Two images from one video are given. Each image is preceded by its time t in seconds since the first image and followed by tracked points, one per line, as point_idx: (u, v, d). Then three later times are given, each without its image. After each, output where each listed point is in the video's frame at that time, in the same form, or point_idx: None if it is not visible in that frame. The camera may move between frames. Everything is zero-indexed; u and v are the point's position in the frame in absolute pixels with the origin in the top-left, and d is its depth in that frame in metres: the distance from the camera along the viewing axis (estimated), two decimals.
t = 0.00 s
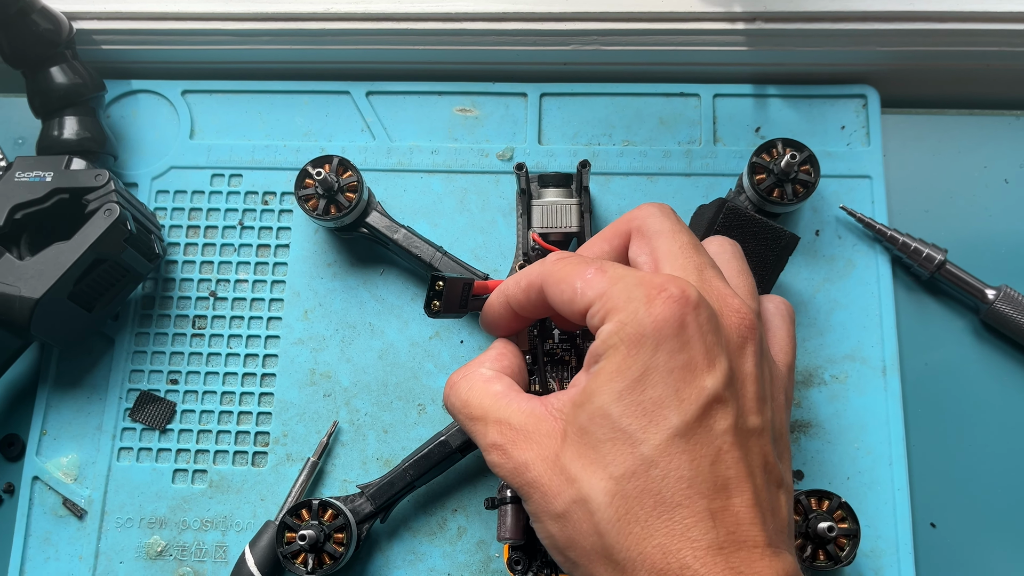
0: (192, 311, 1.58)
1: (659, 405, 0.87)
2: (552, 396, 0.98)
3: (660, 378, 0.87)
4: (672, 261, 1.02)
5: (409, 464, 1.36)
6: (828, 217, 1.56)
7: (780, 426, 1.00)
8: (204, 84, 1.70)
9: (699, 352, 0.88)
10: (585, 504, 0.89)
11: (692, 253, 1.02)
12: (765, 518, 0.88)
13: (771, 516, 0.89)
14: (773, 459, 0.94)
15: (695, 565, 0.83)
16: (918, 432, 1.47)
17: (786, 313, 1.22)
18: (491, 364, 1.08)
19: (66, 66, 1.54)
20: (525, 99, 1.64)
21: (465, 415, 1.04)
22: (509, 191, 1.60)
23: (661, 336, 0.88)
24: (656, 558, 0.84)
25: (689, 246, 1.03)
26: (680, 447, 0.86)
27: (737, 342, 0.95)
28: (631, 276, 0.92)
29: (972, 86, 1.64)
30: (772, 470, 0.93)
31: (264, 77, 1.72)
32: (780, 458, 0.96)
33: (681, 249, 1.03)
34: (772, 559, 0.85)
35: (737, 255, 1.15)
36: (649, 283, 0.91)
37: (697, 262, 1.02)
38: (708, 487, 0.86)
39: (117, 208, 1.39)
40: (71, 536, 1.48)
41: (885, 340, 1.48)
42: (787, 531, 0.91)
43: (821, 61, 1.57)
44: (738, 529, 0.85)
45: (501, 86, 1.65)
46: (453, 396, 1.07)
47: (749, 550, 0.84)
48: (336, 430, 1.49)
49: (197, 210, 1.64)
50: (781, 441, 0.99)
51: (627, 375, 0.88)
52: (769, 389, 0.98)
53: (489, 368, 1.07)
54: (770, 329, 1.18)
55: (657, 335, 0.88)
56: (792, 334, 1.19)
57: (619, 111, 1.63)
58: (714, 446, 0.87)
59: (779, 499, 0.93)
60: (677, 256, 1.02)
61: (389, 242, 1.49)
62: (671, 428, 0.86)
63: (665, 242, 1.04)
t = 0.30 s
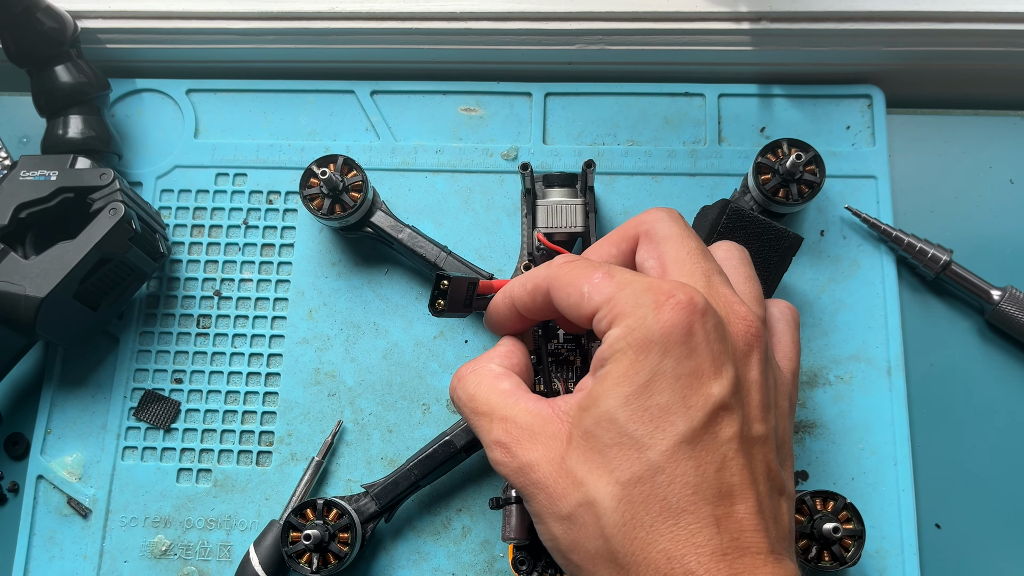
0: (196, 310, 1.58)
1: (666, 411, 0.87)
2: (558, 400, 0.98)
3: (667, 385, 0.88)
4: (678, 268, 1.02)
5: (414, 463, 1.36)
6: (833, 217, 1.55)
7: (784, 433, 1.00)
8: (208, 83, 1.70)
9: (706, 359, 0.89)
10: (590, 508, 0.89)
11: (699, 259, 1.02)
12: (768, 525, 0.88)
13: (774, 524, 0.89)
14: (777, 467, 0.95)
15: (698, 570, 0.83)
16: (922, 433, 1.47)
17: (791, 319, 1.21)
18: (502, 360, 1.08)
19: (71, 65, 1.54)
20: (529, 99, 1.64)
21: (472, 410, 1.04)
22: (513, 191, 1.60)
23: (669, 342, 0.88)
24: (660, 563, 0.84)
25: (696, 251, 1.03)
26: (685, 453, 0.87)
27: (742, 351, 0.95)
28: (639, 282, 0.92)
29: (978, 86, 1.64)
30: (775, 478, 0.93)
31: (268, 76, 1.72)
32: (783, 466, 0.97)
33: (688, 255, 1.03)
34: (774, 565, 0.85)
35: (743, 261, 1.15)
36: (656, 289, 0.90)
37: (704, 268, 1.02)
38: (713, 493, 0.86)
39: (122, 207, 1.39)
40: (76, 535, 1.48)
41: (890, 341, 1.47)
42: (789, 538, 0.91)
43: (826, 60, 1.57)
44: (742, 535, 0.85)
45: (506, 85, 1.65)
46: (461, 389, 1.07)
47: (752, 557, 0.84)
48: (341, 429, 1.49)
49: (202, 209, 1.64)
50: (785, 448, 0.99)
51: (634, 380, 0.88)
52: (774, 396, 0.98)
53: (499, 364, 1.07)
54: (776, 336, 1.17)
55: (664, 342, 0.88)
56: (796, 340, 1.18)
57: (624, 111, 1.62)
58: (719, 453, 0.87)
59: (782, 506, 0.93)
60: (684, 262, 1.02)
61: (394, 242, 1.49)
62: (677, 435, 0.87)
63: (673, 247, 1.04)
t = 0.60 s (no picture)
0: (198, 307, 1.59)
1: (668, 418, 0.88)
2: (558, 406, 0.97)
3: (668, 391, 0.88)
4: (678, 269, 1.01)
5: (415, 460, 1.36)
6: (834, 215, 1.55)
7: (787, 433, 1.00)
8: (210, 80, 1.70)
9: (707, 364, 0.89)
10: (594, 515, 0.89)
11: (698, 260, 1.02)
12: (771, 527, 0.89)
13: (777, 525, 0.90)
14: (779, 467, 0.95)
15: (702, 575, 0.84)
16: (923, 430, 1.47)
17: (792, 316, 1.21)
18: (502, 364, 1.09)
19: (73, 61, 1.54)
20: (530, 96, 1.64)
21: (472, 414, 1.04)
22: (514, 187, 1.60)
23: (669, 348, 0.88)
24: (664, 569, 0.85)
25: (695, 253, 1.03)
26: (687, 459, 0.88)
27: (743, 353, 0.95)
28: (640, 284, 0.92)
29: (979, 84, 1.64)
30: (777, 479, 0.93)
31: (270, 74, 1.72)
32: (785, 466, 0.97)
33: (687, 256, 1.02)
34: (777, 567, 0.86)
35: (743, 259, 1.14)
36: (657, 293, 0.90)
37: (703, 270, 1.01)
38: (715, 497, 0.87)
39: (124, 204, 1.40)
40: (78, 530, 1.48)
41: (891, 338, 1.48)
42: (791, 539, 0.92)
43: (828, 58, 1.57)
44: (744, 539, 0.86)
45: (507, 83, 1.65)
46: (461, 393, 1.07)
47: (755, 560, 0.85)
48: (342, 426, 1.50)
49: (203, 205, 1.64)
50: (787, 448, 1.00)
51: (635, 386, 0.88)
52: (775, 397, 0.98)
53: (498, 369, 1.07)
54: (777, 334, 1.17)
55: (665, 347, 0.88)
56: (799, 334, 1.19)
57: (625, 108, 1.63)
58: (721, 458, 0.88)
59: (784, 507, 0.94)
60: (683, 263, 1.02)
61: (395, 239, 1.49)
62: (679, 441, 0.87)
63: (671, 249, 1.03)
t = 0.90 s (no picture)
0: (203, 306, 1.59)
1: (669, 422, 0.88)
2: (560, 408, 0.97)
3: (668, 395, 0.88)
4: (677, 267, 1.00)
5: (420, 459, 1.36)
6: (839, 214, 1.55)
7: (790, 428, 1.00)
8: (214, 79, 1.70)
9: (707, 368, 0.89)
10: (597, 520, 0.90)
11: (697, 257, 1.01)
12: (774, 525, 0.89)
13: (780, 523, 0.91)
14: (782, 465, 0.95)
15: None
16: (929, 430, 1.47)
17: (796, 307, 1.21)
18: (502, 364, 1.08)
19: (77, 60, 1.54)
20: (535, 95, 1.64)
21: (473, 415, 1.03)
22: (520, 186, 1.60)
23: (669, 353, 0.88)
24: (667, 571, 0.86)
25: (693, 249, 1.02)
26: (689, 463, 0.88)
27: (745, 353, 0.94)
28: (641, 285, 0.91)
29: (985, 83, 1.63)
30: (780, 478, 0.93)
31: (274, 72, 1.72)
32: (788, 462, 0.97)
33: (685, 253, 1.01)
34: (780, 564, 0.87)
35: (741, 253, 1.14)
36: (658, 296, 0.90)
37: (702, 267, 1.00)
38: (717, 499, 0.87)
39: (129, 203, 1.39)
40: (82, 530, 1.48)
41: (897, 338, 1.47)
42: (795, 536, 0.93)
43: (834, 57, 1.57)
44: (747, 539, 0.86)
45: (512, 81, 1.65)
46: (461, 392, 1.07)
47: (757, 559, 0.86)
48: (347, 425, 1.49)
49: (207, 205, 1.64)
50: (790, 443, 1.00)
51: (636, 391, 0.88)
52: (778, 394, 0.98)
53: (499, 369, 1.07)
54: (780, 326, 1.17)
55: (665, 353, 0.88)
56: (802, 326, 1.18)
57: (631, 107, 1.62)
58: (722, 460, 0.88)
59: (788, 505, 0.94)
60: (682, 261, 1.01)
61: (400, 238, 1.49)
62: (681, 445, 0.88)
63: (669, 246, 1.02)
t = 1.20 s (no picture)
0: (202, 306, 1.58)
1: (666, 431, 0.88)
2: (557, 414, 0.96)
3: (665, 404, 0.88)
4: (671, 269, 1.00)
5: (420, 459, 1.36)
6: (840, 213, 1.55)
7: (788, 426, 1.00)
8: (214, 77, 1.70)
9: (704, 376, 0.88)
10: (597, 528, 0.90)
11: (689, 258, 1.01)
12: (772, 527, 0.89)
13: (779, 523, 0.90)
14: (781, 465, 0.95)
15: None
16: (930, 429, 1.47)
17: (792, 297, 1.20)
18: (499, 367, 1.08)
19: (77, 60, 1.53)
20: (535, 94, 1.64)
21: (471, 421, 1.03)
22: (520, 185, 1.60)
23: (664, 363, 0.87)
24: None
25: (685, 249, 1.01)
26: (686, 472, 0.88)
27: (741, 356, 0.93)
28: (636, 292, 0.91)
29: (986, 81, 1.63)
30: (779, 478, 0.93)
31: (274, 72, 1.72)
32: (787, 459, 0.97)
33: (678, 254, 1.01)
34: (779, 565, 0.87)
35: (728, 247, 1.14)
36: (654, 303, 0.89)
37: (696, 268, 1.00)
38: (714, 504, 0.87)
39: (129, 202, 1.39)
40: (82, 530, 1.48)
41: (898, 337, 1.47)
42: (795, 535, 0.93)
43: (834, 55, 1.57)
44: (745, 542, 0.87)
45: (512, 80, 1.65)
46: (459, 397, 1.06)
47: (755, 561, 0.86)
48: (347, 425, 1.49)
49: (207, 204, 1.64)
50: (788, 440, 1.00)
51: (633, 400, 0.88)
52: (776, 393, 0.97)
53: (495, 372, 1.07)
54: (775, 317, 1.17)
55: (661, 363, 0.87)
56: (799, 317, 1.18)
57: (631, 106, 1.62)
58: (719, 466, 0.88)
59: (788, 505, 0.94)
60: (675, 262, 1.00)
61: (400, 237, 1.49)
62: (678, 454, 0.88)
63: (660, 248, 1.02)
